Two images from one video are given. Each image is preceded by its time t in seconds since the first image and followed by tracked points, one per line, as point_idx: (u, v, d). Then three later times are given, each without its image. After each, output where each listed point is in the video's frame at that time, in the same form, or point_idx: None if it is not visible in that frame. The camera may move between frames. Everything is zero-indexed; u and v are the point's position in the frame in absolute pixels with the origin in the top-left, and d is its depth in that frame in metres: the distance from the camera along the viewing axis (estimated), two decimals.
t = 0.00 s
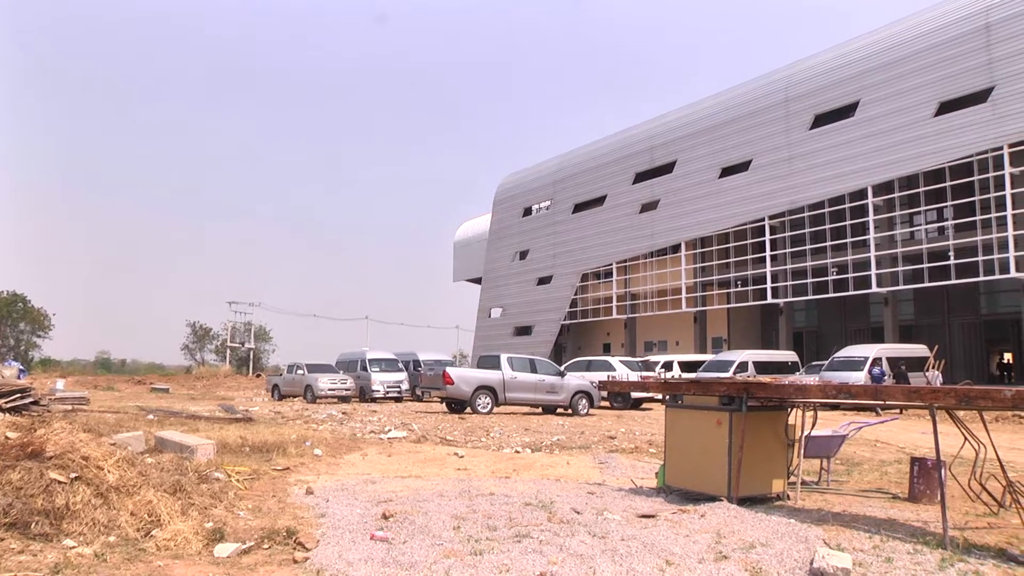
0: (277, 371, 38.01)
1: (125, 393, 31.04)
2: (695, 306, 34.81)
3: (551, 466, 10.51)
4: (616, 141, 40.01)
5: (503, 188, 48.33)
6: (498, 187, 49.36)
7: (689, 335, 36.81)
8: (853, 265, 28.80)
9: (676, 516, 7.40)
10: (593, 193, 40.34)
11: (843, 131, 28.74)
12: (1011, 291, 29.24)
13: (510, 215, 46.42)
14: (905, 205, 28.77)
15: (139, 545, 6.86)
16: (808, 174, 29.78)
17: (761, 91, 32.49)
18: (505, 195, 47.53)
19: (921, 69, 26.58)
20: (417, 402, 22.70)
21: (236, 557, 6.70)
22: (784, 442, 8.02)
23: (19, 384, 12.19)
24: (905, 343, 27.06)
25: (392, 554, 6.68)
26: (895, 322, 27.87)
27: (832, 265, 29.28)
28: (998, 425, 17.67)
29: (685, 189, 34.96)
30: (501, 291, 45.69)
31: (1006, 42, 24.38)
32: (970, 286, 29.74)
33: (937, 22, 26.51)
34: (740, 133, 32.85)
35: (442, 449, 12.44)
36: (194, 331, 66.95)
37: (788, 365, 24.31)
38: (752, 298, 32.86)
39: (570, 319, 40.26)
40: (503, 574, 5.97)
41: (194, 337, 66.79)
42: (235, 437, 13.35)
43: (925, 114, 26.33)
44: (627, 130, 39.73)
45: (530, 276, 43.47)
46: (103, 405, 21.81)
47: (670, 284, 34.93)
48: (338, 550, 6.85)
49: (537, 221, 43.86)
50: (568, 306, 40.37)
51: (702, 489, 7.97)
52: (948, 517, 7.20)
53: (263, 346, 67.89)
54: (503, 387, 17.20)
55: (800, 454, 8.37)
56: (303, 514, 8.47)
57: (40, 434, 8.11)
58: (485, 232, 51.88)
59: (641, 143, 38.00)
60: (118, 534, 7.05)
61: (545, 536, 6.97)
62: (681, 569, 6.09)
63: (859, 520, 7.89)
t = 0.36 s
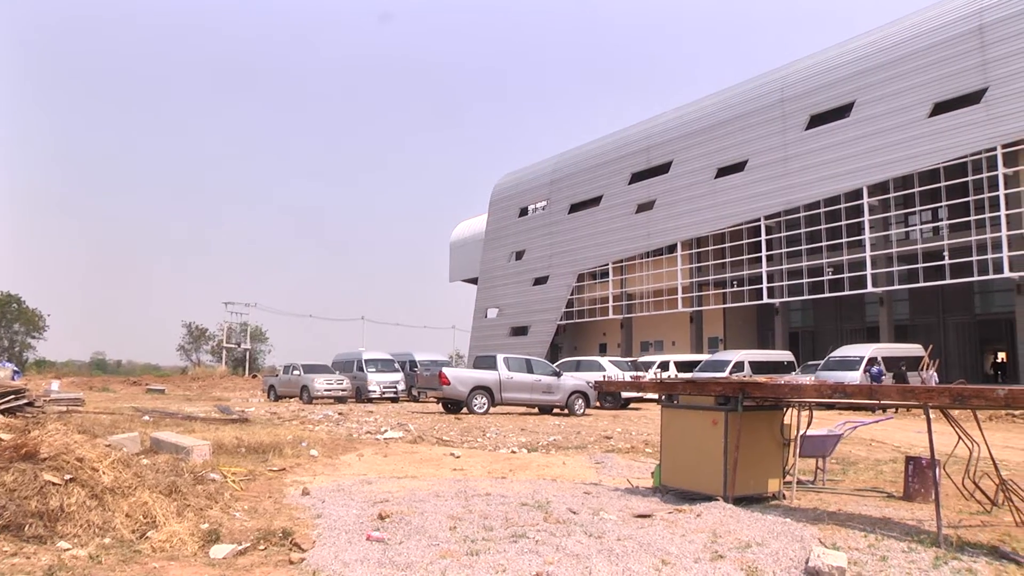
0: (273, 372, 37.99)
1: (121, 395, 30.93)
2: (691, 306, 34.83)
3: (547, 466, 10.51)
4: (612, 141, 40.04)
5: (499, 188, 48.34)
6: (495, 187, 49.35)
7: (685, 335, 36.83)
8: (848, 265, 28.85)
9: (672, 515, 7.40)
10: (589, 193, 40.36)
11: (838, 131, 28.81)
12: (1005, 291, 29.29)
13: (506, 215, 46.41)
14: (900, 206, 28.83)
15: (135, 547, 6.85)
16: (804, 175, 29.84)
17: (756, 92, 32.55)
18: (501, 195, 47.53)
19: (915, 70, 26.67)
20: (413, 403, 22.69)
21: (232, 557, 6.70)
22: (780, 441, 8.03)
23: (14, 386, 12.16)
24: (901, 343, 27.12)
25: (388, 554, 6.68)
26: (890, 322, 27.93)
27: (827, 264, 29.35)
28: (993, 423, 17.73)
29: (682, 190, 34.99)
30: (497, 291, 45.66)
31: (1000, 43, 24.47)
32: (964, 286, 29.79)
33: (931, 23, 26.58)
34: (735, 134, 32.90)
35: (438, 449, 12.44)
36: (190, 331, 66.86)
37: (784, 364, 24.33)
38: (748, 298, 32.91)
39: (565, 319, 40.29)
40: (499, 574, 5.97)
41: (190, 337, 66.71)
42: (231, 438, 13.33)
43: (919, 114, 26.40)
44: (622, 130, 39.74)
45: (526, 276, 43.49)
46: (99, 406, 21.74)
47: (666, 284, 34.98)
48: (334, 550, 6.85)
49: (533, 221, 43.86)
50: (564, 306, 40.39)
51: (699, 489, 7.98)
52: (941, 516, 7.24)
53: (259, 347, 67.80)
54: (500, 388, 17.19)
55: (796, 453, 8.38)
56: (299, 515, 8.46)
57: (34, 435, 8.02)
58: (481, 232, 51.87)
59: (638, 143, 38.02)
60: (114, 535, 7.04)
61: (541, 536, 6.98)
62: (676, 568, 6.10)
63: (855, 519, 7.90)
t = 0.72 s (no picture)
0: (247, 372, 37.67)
1: (92, 396, 30.54)
2: (666, 306, 34.98)
3: (520, 465, 10.50)
4: (587, 142, 40.14)
5: (474, 188, 48.28)
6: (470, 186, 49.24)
7: (660, 335, 36.95)
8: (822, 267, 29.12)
9: (644, 514, 7.42)
10: (564, 193, 40.43)
11: (811, 134, 29.12)
12: (974, 292, 29.28)
13: (481, 215, 46.35)
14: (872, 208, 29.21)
15: (102, 550, 6.73)
16: (778, 177, 30.13)
17: (730, 94, 32.80)
18: (476, 195, 47.48)
19: (887, 74, 27.03)
20: (388, 403, 22.60)
21: (203, 560, 6.62)
22: (751, 440, 8.09)
23: None
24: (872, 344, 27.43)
25: (360, 555, 6.63)
26: (862, 322, 28.24)
27: (801, 265, 29.66)
28: (961, 421, 17.98)
29: (658, 190, 35.14)
30: (472, 291, 45.59)
31: (969, 49, 24.87)
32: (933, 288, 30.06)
33: (902, 29, 26.97)
34: (710, 136, 33.13)
35: (411, 449, 12.40)
36: (162, 331, 66.21)
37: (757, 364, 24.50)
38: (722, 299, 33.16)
39: (540, 319, 40.37)
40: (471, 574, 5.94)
41: (163, 337, 66.06)
42: (203, 439, 13.19)
43: (891, 118, 26.75)
44: (597, 131, 39.86)
45: (501, 276, 43.50)
46: (69, 407, 21.44)
47: (641, 284, 35.18)
48: (306, 552, 6.79)
49: (509, 221, 43.82)
50: (538, 306, 40.46)
51: (670, 487, 8.02)
52: (908, 513, 7.34)
53: (233, 347, 67.26)
54: (474, 388, 17.16)
55: (768, 452, 8.45)
56: (270, 517, 8.36)
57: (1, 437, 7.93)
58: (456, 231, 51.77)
59: (613, 145, 38.16)
60: (81, 539, 6.90)
61: (513, 536, 6.97)
62: (648, 568, 6.11)
63: (824, 517, 7.97)
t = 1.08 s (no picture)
0: (192, 372, 36.90)
1: (29, 396, 29.61)
2: (613, 308, 35.22)
3: (466, 466, 10.45)
4: (537, 144, 40.24)
5: (423, 188, 48.05)
6: (420, 186, 48.95)
7: (608, 335, 37.23)
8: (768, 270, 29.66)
9: (587, 514, 7.43)
10: (514, 194, 40.48)
11: (757, 140, 29.66)
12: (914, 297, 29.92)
13: (431, 214, 46.13)
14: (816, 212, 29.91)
15: (34, 557, 6.51)
16: (726, 181, 30.61)
17: (679, 99, 33.22)
18: (426, 194, 47.25)
19: (832, 84, 27.69)
20: (336, 403, 22.36)
21: (141, 565, 6.45)
22: (694, 440, 8.17)
23: None
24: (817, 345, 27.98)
25: (302, 558, 6.52)
26: (807, 325, 28.82)
27: (748, 268, 30.20)
28: (899, 420, 18.44)
29: (607, 192, 35.41)
30: (422, 292, 45.37)
31: (910, 60, 25.61)
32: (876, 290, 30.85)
33: (846, 40, 27.66)
34: (659, 140, 33.51)
35: (357, 450, 12.27)
36: (106, 330, 64.63)
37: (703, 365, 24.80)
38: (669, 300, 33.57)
39: (489, 319, 40.42)
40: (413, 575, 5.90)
41: (106, 336, 64.49)
42: (144, 441, 12.87)
43: (836, 126, 27.40)
44: (547, 132, 40.00)
45: (449, 277, 43.43)
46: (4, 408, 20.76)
47: (589, 285, 35.47)
48: (247, 554, 6.66)
49: (458, 221, 43.69)
50: (487, 306, 40.48)
51: (613, 487, 8.05)
52: (846, 510, 7.48)
53: (179, 346, 65.93)
54: (421, 388, 17.06)
55: (710, 451, 8.54)
56: (212, 519, 8.18)
57: None
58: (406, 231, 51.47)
59: (562, 147, 38.35)
60: (12, 546, 6.68)
61: (457, 537, 6.92)
62: (590, 567, 6.12)
63: (765, 515, 8.08)
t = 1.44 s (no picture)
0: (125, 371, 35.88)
1: None
2: (552, 309, 35.45)
3: (401, 467, 10.38)
4: (477, 144, 40.19)
5: (364, 186, 47.56)
6: (360, 184, 48.43)
7: (546, 335, 37.49)
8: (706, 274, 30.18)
9: (521, 515, 7.45)
10: (454, 194, 40.36)
11: (697, 146, 30.14)
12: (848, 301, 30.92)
13: (371, 213, 45.67)
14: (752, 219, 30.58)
15: None
16: (665, 186, 31.04)
17: (619, 104, 33.57)
18: (366, 192, 46.77)
19: (770, 94, 28.35)
20: (272, 403, 22.01)
21: (63, 570, 6.29)
22: (627, 441, 8.25)
23: None
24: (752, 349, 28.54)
25: (231, 561, 6.39)
26: (742, 328, 29.29)
27: (686, 272, 30.73)
28: (828, 422, 18.94)
29: (548, 194, 35.53)
30: (361, 291, 44.94)
31: (845, 74, 26.41)
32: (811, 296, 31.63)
33: (783, 51, 28.36)
34: (599, 144, 33.80)
35: (292, 451, 12.09)
36: (34, 325, 62.44)
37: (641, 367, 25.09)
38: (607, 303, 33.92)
39: (427, 320, 40.34)
40: None
41: (34, 332, 62.33)
42: (71, 441, 12.47)
43: (773, 135, 28.07)
44: (488, 133, 39.99)
45: (388, 276, 43.17)
46: None
47: (528, 288, 35.84)
48: (175, 558, 6.50)
49: (398, 220, 43.36)
50: (425, 306, 40.37)
51: (547, 488, 8.09)
52: (774, 509, 7.66)
53: (112, 344, 64.10)
54: (357, 388, 16.91)
55: (643, 452, 8.64)
56: (140, 522, 7.96)
57: None
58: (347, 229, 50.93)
59: (503, 148, 38.39)
60: None
61: (389, 538, 6.87)
62: (521, 568, 6.14)
63: (696, 515, 8.21)
